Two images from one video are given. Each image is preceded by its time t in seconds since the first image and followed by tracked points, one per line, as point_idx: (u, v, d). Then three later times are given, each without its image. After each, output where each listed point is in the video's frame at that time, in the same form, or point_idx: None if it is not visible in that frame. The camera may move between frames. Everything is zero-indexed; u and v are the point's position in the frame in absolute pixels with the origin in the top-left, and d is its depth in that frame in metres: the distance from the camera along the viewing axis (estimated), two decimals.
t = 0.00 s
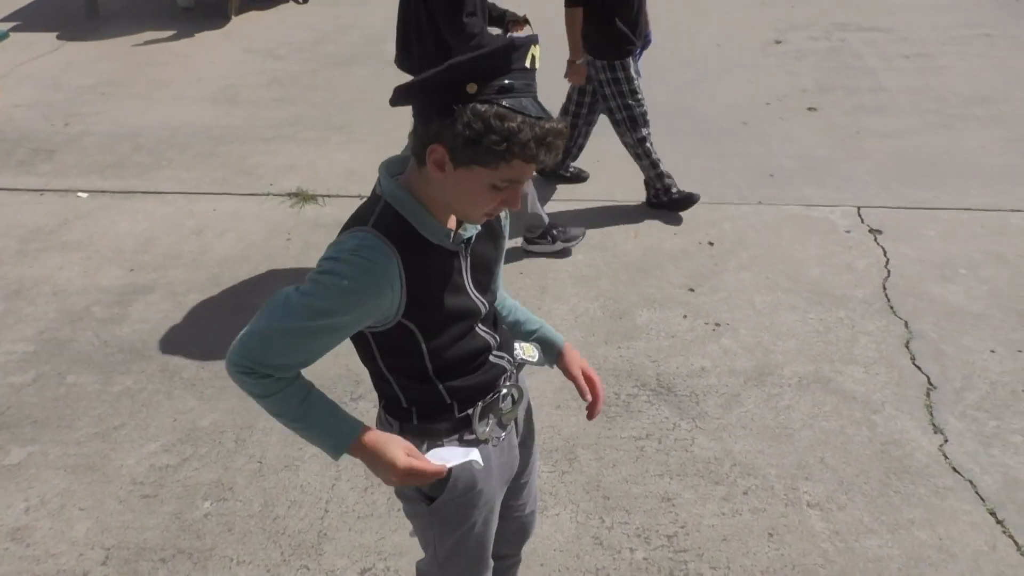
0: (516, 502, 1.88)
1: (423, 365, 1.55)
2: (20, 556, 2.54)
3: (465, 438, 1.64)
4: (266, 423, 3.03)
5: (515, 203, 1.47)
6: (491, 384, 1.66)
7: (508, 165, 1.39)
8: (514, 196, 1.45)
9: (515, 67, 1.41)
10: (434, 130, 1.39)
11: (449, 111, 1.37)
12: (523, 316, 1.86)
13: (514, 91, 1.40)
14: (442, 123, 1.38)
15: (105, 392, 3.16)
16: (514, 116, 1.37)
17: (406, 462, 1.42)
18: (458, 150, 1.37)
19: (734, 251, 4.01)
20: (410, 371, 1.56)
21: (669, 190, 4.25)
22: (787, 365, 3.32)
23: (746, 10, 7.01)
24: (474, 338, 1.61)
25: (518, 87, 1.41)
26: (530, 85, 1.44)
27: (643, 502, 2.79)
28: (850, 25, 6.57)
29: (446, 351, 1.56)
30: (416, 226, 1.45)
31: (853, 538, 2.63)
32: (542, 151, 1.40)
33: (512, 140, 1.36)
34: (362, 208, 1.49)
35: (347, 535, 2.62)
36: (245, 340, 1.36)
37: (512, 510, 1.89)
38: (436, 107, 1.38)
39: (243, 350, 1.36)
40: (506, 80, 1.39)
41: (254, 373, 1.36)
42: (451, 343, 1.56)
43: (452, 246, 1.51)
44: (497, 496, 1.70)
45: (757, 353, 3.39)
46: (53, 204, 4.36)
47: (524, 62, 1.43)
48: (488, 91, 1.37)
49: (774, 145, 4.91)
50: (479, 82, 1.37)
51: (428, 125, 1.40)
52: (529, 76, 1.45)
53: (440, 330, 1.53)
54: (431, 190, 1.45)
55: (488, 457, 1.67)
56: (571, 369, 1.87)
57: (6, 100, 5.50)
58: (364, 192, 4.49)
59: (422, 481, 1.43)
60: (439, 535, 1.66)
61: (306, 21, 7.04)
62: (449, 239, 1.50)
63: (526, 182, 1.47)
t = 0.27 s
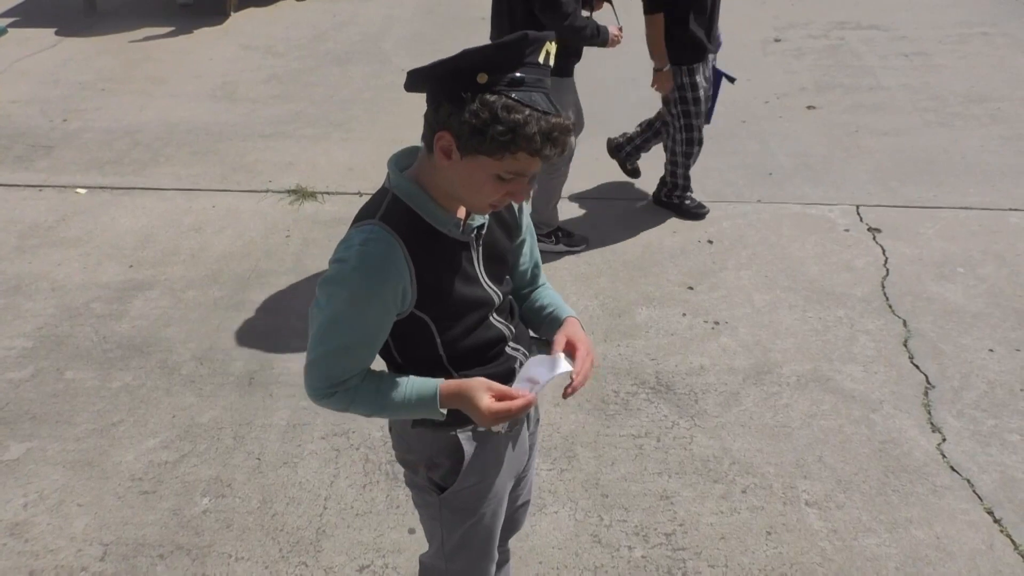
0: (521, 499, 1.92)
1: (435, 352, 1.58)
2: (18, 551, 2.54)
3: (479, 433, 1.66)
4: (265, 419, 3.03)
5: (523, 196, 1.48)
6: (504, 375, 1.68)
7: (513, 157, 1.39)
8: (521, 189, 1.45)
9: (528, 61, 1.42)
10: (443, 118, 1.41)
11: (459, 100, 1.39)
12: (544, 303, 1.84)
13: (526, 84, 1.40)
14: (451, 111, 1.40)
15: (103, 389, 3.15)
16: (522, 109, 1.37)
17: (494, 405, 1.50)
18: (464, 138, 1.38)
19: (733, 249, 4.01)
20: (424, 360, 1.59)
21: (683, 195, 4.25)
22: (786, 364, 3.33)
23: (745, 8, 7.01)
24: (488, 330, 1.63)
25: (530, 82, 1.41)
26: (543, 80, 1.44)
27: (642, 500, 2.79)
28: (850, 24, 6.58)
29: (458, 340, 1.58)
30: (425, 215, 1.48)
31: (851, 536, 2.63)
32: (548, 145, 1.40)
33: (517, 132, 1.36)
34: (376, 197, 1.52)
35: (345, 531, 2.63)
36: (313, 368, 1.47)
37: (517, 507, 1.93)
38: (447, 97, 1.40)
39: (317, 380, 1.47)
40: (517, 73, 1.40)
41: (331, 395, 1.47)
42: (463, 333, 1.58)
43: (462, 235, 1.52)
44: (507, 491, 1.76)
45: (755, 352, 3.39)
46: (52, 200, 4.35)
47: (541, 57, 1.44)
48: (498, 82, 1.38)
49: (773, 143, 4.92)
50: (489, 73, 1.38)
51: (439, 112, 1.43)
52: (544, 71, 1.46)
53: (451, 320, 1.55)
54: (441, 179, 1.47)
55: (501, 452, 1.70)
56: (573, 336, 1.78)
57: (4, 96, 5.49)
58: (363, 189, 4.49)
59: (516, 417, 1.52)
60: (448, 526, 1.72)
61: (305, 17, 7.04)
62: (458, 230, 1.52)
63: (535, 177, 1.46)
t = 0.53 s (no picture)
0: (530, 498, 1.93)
1: (450, 348, 1.58)
2: (23, 550, 2.54)
3: (494, 422, 1.68)
4: (269, 419, 3.04)
5: (531, 186, 1.48)
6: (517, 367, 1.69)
7: (521, 147, 1.40)
8: (530, 179, 1.46)
9: (531, 52, 1.42)
10: (449, 112, 1.41)
11: (465, 94, 1.39)
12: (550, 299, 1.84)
13: (530, 74, 1.41)
14: (457, 105, 1.40)
15: (108, 388, 3.16)
16: (528, 99, 1.38)
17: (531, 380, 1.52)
18: (472, 131, 1.39)
19: (735, 248, 4.01)
20: (439, 357, 1.59)
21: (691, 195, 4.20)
22: (790, 362, 3.33)
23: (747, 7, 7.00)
24: (500, 323, 1.63)
25: (533, 72, 1.42)
26: (546, 70, 1.45)
27: (646, 499, 2.79)
28: (852, 22, 6.57)
29: (471, 334, 1.58)
30: (436, 211, 1.48)
31: (855, 535, 2.63)
32: (555, 134, 1.41)
33: (524, 122, 1.37)
34: (384, 196, 1.53)
35: (349, 531, 2.63)
36: (348, 379, 1.48)
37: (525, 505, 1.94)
38: (452, 92, 1.41)
39: (354, 391, 1.48)
40: (520, 64, 1.41)
41: (371, 402, 1.48)
42: (476, 327, 1.58)
43: (471, 228, 1.53)
44: (520, 484, 1.77)
45: (759, 350, 3.39)
46: (55, 200, 4.36)
47: (544, 46, 1.44)
48: (502, 74, 1.39)
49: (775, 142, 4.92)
50: (493, 65, 1.39)
51: (444, 107, 1.43)
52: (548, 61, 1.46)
53: (465, 314, 1.56)
54: (450, 173, 1.48)
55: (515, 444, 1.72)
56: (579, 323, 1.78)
57: (7, 97, 5.50)
58: (367, 188, 4.49)
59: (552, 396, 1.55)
60: (463, 520, 1.73)
61: (307, 17, 7.05)
62: (468, 225, 1.52)
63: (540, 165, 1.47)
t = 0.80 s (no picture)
0: (542, 488, 1.93)
1: (460, 341, 1.58)
2: (32, 550, 2.56)
3: (507, 416, 1.68)
4: (276, 418, 3.04)
5: (538, 178, 1.49)
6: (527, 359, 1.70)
7: (528, 140, 1.40)
8: (537, 171, 1.46)
9: (534, 46, 1.42)
10: (456, 108, 1.41)
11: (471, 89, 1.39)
12: (554, 295, 1.85)
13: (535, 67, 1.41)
14: (464, 101, 1.41)
15: (115, 388, 3.17)
16: (533, 92, 1.38)
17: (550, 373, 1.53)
18: (480, 125, 1.39)
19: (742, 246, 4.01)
20: (450, 352, 1.59)
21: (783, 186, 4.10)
22: (796, 361, 3.32)
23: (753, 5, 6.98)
24: (510, 316, 1.63)
25: (537, 65, 1.42)
26: (549, 63, 1.45)
27: (652, 499, 2.79)
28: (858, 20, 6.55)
29: (481, 328, 1.59)
30: (445, 206, 1.49)
31: (863, 534, 2.62)
32: (562, 126, 1.41)
33: (532, 114, 1.37)
34: (392, 194, 1.53)
35: (356, 530, 2.63)
36: (361, 373, 1.48)
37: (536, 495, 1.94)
38: (459, 88, 1.41)
39: (367, 386, 1.48)
40: (524, 58, 1.41)
41: (384, 398, 1.48)
42: (486, 320, 1.59)
43: (479, 222, 1.53)
44: (532, 478, 1.77)
45: (766, 349, 3.38)
46: (63, 201, 4.38)
47: (546, 40, 1.44)
48: (508, 68, 1.39)
49: (782, 140, 4.90)
50: (498, 60, 1.39)
51: (451, 102, 1.43)
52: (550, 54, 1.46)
53: (474, 308, 1.56)
54: (457, 168, 1.48)
55: (527, 437, 1.72)
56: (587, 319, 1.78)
57: (15, 98, 5.53)
58: (373, 188, 4.50)
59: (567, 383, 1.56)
60: (476, 515, 1.73)
61: (312, 18, 7.06)
62: (476, 219, 1.53)
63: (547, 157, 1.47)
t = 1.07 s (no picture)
0: (538, 486, 1.92)
1: (460, 337, 1.58)
2: (35, 545, 2.56)
3: (504, 414, 1.67)
4: (279, 415, 3.05)
5: (541, 174, 1.49)
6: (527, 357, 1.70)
7: (531, 136, 1.40)
8: (540, 167, 1.46)
9: (538, 43, 1.43)
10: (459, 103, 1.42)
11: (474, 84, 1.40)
12: (557, 297, 1.85)
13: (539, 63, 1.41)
14: (467, 96, 1.41)
15: (119, 384, 3.18)
16: (536, 88, 1.38)
17: (547, 364, 1.52)
18: (483, 121, 1.39)
19: (744, 246, 4.01)
20: (450, 347, 1.59)
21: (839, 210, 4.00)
22: (799, 361, 3.32)
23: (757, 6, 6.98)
24: (510, 313, 1.64)
25: (541, 62, 1.43)
26: (553, 60, 1.45)
27: (654, 498, 2.79)
28: (863, 21, 6.54)
29: (481, 324, 1.59)
30: (448, 201, 1.49)
31: (864, 535, 2.62)
32: (565, 123, 1.41)
33: (534, 110, 1.37)
34: (396, 188, 1.53)
35: (358, 528, 2.63)
36: (359, 366, 1.49)
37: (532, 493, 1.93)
38: (463, 83, 1.41)
39: (365, 379, 1.49)
40: (528, 55, 1.41)
41: (381, 393, 1.49)
42: (486, 317, 1.59)
43: (481, 219, 1.53)
44: (529, 476, 1.77)
45: (768, 350, 3.38)
46: (67, 198, 4.39)
47: (549, 36, 1.45)
48: (511, 65, 1.39)
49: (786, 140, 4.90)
50: (502, 56, 1.39)
51: (455, 98, 1.43)
52: (553, 50, 1.46)
53: (475, 304, 1.56)
54: (461, 164, 1.48)
55: (524, 435, 1.72)
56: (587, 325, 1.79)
57: (20, 95, 5.54)
58: (376, 186, 4.50)
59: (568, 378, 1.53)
60: (472, 512, 1.73)
61: (317, 16, 7.07)
62: (479, 215, 1.53)
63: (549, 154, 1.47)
